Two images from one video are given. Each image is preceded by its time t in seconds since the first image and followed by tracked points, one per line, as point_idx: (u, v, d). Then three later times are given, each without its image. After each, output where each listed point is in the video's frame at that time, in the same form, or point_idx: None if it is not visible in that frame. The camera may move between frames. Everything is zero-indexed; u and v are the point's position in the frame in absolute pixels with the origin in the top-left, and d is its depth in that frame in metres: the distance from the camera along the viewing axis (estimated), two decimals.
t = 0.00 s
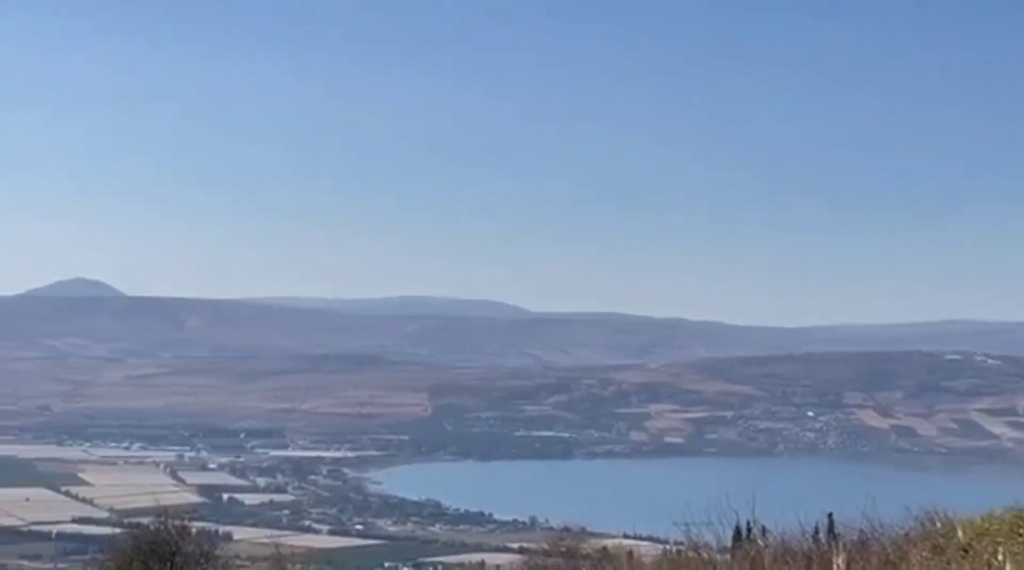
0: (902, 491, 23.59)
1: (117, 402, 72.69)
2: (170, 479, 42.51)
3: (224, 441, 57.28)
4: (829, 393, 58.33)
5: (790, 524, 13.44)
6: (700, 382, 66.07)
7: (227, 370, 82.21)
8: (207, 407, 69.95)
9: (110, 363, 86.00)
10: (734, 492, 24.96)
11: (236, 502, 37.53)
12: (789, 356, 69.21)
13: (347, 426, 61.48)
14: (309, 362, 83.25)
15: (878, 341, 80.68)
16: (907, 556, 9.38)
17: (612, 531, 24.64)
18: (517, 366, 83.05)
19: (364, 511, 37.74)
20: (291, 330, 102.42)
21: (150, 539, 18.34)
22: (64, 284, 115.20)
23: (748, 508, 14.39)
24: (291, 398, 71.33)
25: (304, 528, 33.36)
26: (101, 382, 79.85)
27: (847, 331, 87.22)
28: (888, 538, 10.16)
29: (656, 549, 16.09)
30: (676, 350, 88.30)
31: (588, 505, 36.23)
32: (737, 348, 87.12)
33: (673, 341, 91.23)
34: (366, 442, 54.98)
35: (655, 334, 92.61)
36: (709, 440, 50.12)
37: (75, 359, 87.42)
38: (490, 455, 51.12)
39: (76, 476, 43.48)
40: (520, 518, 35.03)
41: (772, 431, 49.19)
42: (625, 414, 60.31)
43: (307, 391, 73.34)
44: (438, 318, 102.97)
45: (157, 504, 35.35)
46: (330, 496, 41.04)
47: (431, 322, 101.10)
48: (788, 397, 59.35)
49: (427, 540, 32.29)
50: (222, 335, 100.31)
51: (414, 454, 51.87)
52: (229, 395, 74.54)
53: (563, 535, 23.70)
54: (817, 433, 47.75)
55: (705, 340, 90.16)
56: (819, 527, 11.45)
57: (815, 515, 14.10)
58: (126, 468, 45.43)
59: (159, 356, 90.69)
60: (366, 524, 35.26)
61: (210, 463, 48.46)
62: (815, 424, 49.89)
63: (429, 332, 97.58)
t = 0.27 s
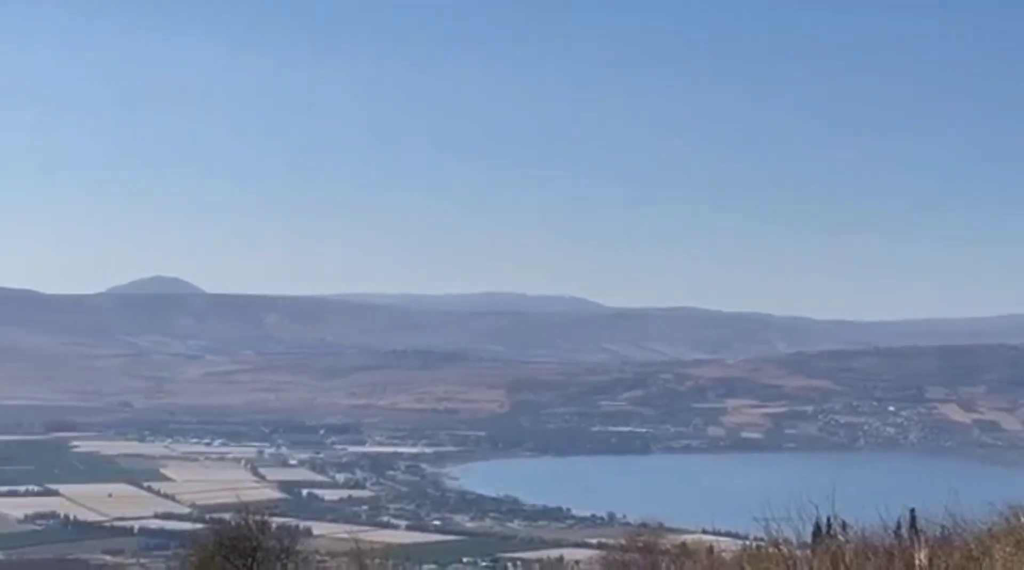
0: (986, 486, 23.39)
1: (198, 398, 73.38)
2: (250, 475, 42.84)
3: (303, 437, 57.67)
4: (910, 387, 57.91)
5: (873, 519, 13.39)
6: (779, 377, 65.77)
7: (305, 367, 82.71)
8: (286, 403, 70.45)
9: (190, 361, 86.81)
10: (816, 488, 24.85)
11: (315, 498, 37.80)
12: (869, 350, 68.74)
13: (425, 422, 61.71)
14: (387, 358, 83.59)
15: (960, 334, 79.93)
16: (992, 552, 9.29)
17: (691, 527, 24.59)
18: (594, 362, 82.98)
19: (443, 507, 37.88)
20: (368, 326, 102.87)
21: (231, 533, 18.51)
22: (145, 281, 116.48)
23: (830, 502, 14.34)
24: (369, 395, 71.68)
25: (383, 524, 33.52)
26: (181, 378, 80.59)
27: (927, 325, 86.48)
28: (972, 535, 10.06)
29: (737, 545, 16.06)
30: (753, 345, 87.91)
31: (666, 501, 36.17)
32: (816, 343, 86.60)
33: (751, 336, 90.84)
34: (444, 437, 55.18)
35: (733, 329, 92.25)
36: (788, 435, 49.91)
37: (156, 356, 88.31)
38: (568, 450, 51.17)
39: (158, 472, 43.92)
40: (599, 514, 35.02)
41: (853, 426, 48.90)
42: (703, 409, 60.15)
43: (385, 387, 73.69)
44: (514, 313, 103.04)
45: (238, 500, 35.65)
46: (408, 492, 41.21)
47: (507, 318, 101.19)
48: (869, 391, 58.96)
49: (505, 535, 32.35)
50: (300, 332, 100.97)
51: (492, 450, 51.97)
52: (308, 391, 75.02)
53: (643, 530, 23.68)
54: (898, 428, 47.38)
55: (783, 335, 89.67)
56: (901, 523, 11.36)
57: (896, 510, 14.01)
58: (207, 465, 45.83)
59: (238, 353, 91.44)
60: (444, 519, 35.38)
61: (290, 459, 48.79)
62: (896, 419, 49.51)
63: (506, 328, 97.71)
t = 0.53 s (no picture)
0: None
1: (284, 393, 73.95)
2: (335, 469, 43.15)
3: (388, 432, 57.97)
4: (999, 381, 57.29)
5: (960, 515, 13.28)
6: (865, 370, 65.29)
7: (390, 362, 83.12)
8: (371, 398, 70.83)
9: (276, 356, 87.46)
10: (903, 483, 24.70)
11: (400, 492, 37.99)
12: (957, 344, 68.05)
13: (509, 416, 61.84)
14: (471, 352, 83.82)
15: None
16: None
17: (777, 521, 24.53)
18: (678, 356, 82.78)
19: (527, 502, 37.96)
20: (451, 319, 103.19)
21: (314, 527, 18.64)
22: (231, 277, 117.55)
23: (917, 498, 14.22)
24: (453, 389, 71.91)
25: (467, 518, 33.65)
26: (266, 374, 81.20)
27: (1016, 317, 85.51)
28: None
29: (821, 540, 16.04)
30: (839, 339, 87.32)
31: (751, 496, 36.03)
32: (903, 336, 85.87)
33: (837, 329, 90.20)
34: (528, 432, 55.27)
35: (818, 322, 91.64)
36: (875, 429, 49.54)
37: (242, 352, 89.07)
38: (652, 445, 51.10)
39: (245, 467, 44.31)
40: (684, 508, 34.97)
41: (941, 420, 48.46)
42: (789, 403, 59.85)
43: (469, 381, 73.89)
44: (597, 308, 102.98)
45: (324, 494, 35.92)
46: (493, 486, 41.35)
47: (590, 312, 101.14)
48: (957, 385, 58.39)
49: (589, 530, 32.38)
50: (384, 326, 101.45)
51: (576, 445, 52.00)
52: (392, 385, 75.41)
53: (728, 524, 23.65)
54: (987, 422, 46.91)
55: (869, 329, 88.99)
56: (990, 518, 11.31)
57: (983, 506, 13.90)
58: (293, 459, 46.17)
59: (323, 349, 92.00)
60: (529, 514, 35.47)
61: (375, 454, 49.08)
62: (984, 413, 49.03)
63: (590, 323, 97.63)
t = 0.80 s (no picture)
0: None
1: (365, 387, 74.33)
2: (417, 463, 43.31)
3: (469, 426, 58.16)
4: None
5: None
6: (950, 365, 64.72)
7: (471, 356, 83.30)
8: (452, 392, 71.03)
9: (357, 351, 87.92)
10: (989, 479, 24.42)
11: (481, 486, 38.09)
12: None
13: (590, 410, 61.84)
14: (551, 347, 83.85)
15: None
16: None
17: (861, 516, 24.36)
18: (759, 351, 82.40)
19: (608, 496, 37.92)
20: (531, 313, 103.26)
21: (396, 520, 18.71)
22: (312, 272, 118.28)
23: (1005, 492, 14.09)
24: (533, 384, 72.00)
25: (549, 512, 33.70)
26: (348, 368, 81.66)
27: None
28: None
29: (905, 535, 15.91)
30: (923, 332, 86.55)
31: (835, 490, 35.81)
32: (988, 331, 85.02)
33: (921, 323, 89.42)
34: (608, 426, 55.22)
35: (901, 316, 90.89)
36: (961, 424, 49.09)
37: (324, 347, 89.59)
38: (734, 439, 50.90)
39: (328, 460, 44.59)
40: (766, 503, 34.81)
41: None
42: (873, 398, 59.42)
43: (550, 376, 73.92)
44: (677, 302, 102.69)
45: (406, 488, 36.08)
46: (574, 481, 41.37)
47: (671, 306, 100.87)
48: None
49: (671, 524, 32.30)
50: (464, 321, 101.70)
51: (658, 439, 51.93)
52: (473, 379, 75.62)
53: (811, 520, 23.51)
54: None
55: (954, 322, 88.15)
56: None
57: None
58: (375, 453, 46.44)
59: (403, 343, 92.40)
60: (610, 508, 35.44)
61: (456, 448, 49.24)
62: None
63: (670, 316, 97.37)
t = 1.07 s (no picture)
0: None
1: (440, 382, 74.51)
2: (492, 457, 43.35)
3: (543, 420, 58.16)
4: None
5: None
6: None
7: (545, 350, 83.28)
8: (526, 387, 71.05)
9: (431, 345, 88.13)
10: None
11: (556, 480, 38.08)
12: None
13: (665, 405, 61.67)
14: (625, 341, 83.67)
15: None
16: None
17: (940, 512, 24.13)
18: (836, 345, 81.83)
19: (683, 490, 37.79)
20: (605, 306, 103.07)
21: (470, 513, 18.71)
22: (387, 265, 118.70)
23: None
24: (608, 378, 71.89)
25: (625, 507, 33.63)
26: (422, 362, 81.88)
27: None
28: None
29: (985, 531, 15.74)
30: (1002, 326, 85.64)
31: (913, 486, 35.51)
32: None
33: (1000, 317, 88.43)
34: (683, 420, 55.04)
35: (980, 309, 89.91)
36: None
37: (399, 341, 89.88)
38: (811, 433, 50.57)
39: (402, 454, 44.72)
40: (844, 499, 34.55)
41: None
42: (951, 392, 58.83)
43: (625, 370, 73.75)
44: (753, 296, 102.16)
45: (481, 482, 36.13)
46: (649, 475, 41.27)
47: (746, 300, 100.35)
48: None
49: (747, 519, 32.14)
50: (538, 315, 101.68)
51: (733, 434, 51.70)
52: (547, 373, 75.60)
53: (890, 516, 23.30)
54: None
55: None
56: None
57: None
58: (450, 447, 46.54)
59: (477, 338, 92.54)
60: (686, 503, 35.32)
61: (531, 442, 49.24)
62: None
63: (745, 311, 96.88)
